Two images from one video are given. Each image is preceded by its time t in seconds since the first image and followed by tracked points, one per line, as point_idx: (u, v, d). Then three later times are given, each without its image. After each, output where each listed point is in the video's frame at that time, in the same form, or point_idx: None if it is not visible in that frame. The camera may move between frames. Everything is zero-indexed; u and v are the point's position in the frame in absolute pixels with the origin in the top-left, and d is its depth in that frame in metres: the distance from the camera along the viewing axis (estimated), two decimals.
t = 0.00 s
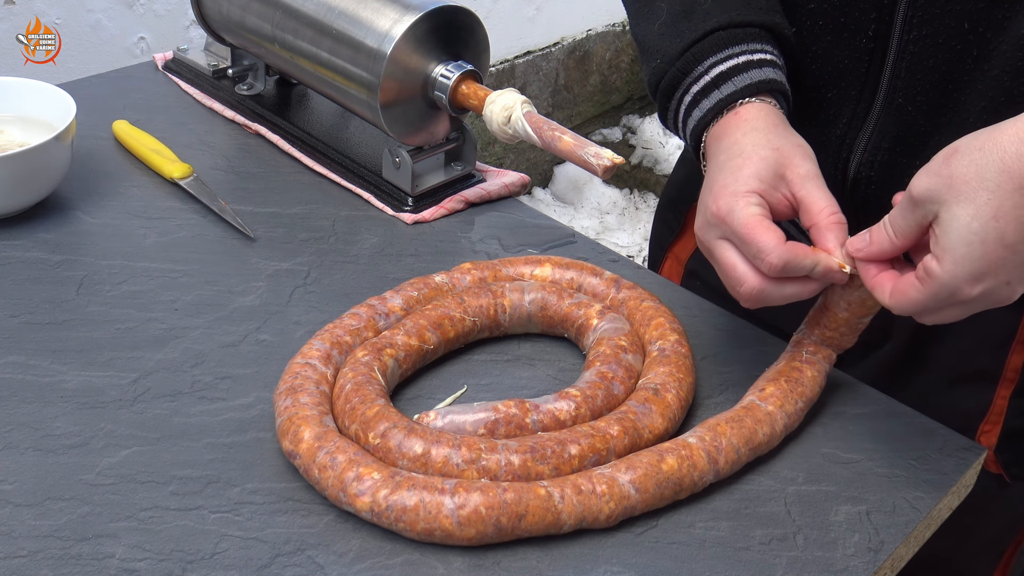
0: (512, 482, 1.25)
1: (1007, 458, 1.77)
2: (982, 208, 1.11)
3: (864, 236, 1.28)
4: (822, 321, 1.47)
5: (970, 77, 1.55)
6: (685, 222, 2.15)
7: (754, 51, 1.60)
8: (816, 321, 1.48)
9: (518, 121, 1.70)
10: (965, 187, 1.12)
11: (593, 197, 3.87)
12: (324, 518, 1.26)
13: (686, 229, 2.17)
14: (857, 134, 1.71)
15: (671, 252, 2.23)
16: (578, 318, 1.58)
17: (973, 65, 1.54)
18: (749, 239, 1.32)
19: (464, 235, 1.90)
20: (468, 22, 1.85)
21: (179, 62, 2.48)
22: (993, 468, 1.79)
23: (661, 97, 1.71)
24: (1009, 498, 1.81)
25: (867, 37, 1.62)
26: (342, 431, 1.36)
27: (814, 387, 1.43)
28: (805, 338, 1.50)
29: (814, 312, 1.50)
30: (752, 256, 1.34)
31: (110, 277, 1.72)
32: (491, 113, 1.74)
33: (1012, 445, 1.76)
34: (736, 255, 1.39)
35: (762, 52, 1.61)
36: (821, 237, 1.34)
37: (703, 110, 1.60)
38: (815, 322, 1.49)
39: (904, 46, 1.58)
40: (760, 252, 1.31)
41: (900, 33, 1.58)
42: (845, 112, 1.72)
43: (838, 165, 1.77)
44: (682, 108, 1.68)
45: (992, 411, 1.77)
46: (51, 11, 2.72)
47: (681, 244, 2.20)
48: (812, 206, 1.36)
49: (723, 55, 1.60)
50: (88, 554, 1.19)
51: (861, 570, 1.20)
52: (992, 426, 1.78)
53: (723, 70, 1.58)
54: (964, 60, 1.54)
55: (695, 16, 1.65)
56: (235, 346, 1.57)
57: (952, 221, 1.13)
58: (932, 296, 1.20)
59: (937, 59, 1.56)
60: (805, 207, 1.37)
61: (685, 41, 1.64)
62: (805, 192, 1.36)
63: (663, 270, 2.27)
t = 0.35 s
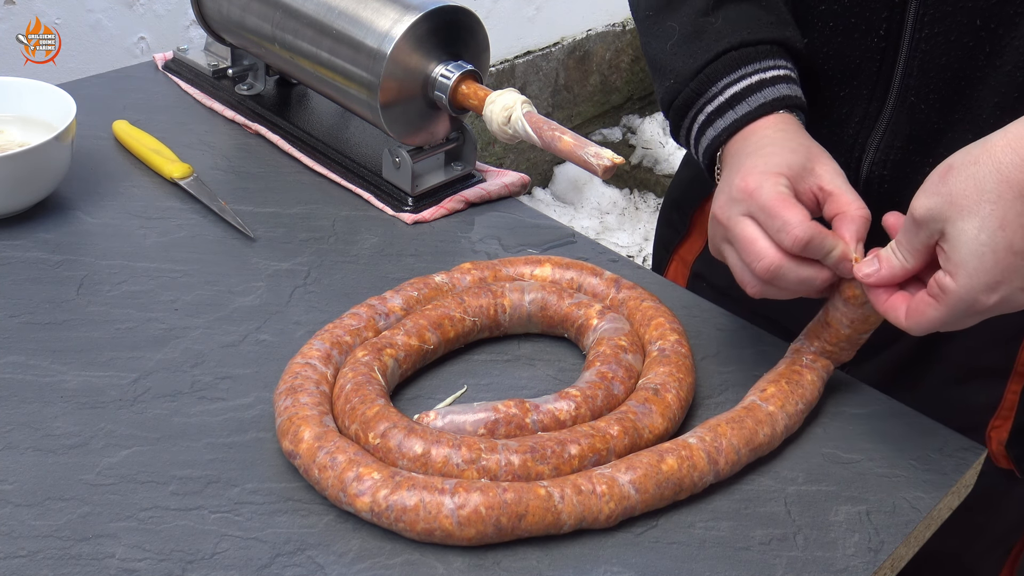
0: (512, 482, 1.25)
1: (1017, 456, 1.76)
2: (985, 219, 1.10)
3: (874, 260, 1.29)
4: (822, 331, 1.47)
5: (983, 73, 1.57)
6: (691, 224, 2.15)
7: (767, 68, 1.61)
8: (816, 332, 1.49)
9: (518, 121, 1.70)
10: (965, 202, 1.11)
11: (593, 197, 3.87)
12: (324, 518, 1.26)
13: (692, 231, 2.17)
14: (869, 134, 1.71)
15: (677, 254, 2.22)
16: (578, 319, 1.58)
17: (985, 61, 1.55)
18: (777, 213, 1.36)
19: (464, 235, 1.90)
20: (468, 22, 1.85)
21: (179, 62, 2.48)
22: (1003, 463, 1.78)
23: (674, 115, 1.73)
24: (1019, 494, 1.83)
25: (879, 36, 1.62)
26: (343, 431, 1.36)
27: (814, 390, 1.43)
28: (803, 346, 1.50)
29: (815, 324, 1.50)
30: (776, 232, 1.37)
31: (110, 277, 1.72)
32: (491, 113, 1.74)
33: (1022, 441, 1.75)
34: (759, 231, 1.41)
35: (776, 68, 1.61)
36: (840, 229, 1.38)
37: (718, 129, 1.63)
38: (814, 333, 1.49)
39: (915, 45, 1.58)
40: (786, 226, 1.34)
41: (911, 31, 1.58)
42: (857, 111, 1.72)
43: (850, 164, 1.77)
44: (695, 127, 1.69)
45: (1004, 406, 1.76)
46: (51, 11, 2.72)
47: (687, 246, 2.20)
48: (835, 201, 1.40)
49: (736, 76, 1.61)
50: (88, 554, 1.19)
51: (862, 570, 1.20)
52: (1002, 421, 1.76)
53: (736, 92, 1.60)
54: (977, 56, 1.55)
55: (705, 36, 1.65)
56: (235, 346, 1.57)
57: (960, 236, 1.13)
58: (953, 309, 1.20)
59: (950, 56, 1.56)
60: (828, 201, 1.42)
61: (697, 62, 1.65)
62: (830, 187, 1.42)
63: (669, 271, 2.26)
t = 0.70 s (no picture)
0: (512, 482, 1.25)
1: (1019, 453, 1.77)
2: (992, 212, 1.10)
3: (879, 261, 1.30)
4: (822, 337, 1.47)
5: (987, 70, 1.56)
6: (693, 223, 2.15)
7: (779, 88, 1.62)
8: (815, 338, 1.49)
9: (518, 121, 1.70)
10: (970, 197, 1.12)
11: (593, 197, 3.87)
12: (324, 518, 1.26)
13: (694, 230, 2.17)
14: (875, 132, 1.72)
15: (679, 253, 2.22)
16: (578, 318, 1.58)
17: (989, 58, 1.55)
18: (807, 193, 1.39)
19: (464, 235, 1.90)
20: (468, 22, 1.85)
21: (179, 62, 2.48)
22: (1009, 458, 1.83)
23: (686, 133, 1.74)
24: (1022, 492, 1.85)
25: (883, 35, 1.62)
26: (343, 431, 1.36)
27: (810, 390, 1.43)
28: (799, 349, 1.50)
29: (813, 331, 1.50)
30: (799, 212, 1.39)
31: (110, 277, 1.72)
32: (491, 113, 1.74)
33: None
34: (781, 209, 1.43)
35: (789, 87, 1.62)
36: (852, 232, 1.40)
37: (731, 149, 1.64)
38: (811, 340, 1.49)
39: (920, 43, 1.59)
40: (813, 205, 1.37)
41: (915, 30, 1.58)
42: (862, 110, 1.73)
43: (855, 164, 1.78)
44: (708, 146, 1.71)
45: (1009, 400, 1.80)
46: (51, 11, 2.72)
47: (690, 245, 2.20)
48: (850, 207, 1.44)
49: (748, 98, 1.62)
50: (88, 554, 1.19)
51: (861, 570, 1.20)
52: (1007, 416, 1.81)
53: (750, 113, 1.61)
54: (981, 54, 1.55)
55: (715, 58, 1.68)
56: (234, 346, 1.57)
57: (968, 231, 1.13)
58: (965, 303, 1.19)
59: (954, 54, 1.56)
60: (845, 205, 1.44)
61: (709, 84, 1.67)
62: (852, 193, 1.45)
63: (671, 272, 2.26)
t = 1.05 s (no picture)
0: (512, 482, 1.25)
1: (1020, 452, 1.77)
2: (1007, 217, 1.14)
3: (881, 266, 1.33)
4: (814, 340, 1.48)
5: (992, 71, 1.57)
6: (696, 223, 2.15)
7: (777, 89, 1.62)
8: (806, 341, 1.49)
9: (518, 121, 1.70)
10: (983, 204, 1.15)
11: (593, 198, 3.87)
12: (324, 518, 1.26)
13: (697, 229, 2.17)
14: (879, 132, 1.71)
15: (682, 252, 2.23)
16: (578, 318, 1.58)
17: (994, 59, 1.55)
18: (800, 202, 1.40)
19: (464, 235, 1.90)
20: (469, 22, 1.85)
21: (179, 62, 2.48)
22: (1011, 457, 1.82)
23: (687, 136, 1.74)
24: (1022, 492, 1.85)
25: (888, 35, 1.62)
26: (343, 431, 1.36)
27: (808, 388, 1.43)
28: (792, 349, 1.51)
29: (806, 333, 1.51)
30: (791, 216, 1.41)
31: (109, 277, 1.72)
32: (491, 113, 1.74)
33: None
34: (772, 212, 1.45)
35: (787, 88, 1.62)
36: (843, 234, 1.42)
37: (730, 150, 1.65)
38: (803, 342, 1.50)
39: (925, 43, 1.59)
40: (806, 215, 1.39)
41: (919, 31, 1.59)
42: (866, 110, 1.72)
43: (859, 164, 1.77)
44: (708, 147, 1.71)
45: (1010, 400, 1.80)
46: (51, 11, 2.72)
47: (693, 244, 2.20)
48: (844, 208, 1.45)
49: (745, 100, 1.63)
50: (87, 554, 1.19)
51: (862, 570, 1.20)
52: (1010, 416, 1.80)
53: (746, 116, 1.62)
54: (985, 54, 1.55)
55: (714, 60, 1.68)
56: (234, 346, 1.57)
57: (982, 236, 1.16)
58: (977, 303, 1.23)
59: (959, 55, 1.56)
60: (838, 207, 1.46)
61: (708, 87, 1.67)
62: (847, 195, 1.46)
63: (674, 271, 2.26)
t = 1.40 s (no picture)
0: (512, 482, 1.25)
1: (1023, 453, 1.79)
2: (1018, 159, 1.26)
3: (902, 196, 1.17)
4: (811, 345, 1.49)
5: (994, 73, 1.57)
6: (697, 223, 2.16)
7: (786, 91, 1.61)
8: (805, 343, 1.50)
9: (518, 121, 1.70)
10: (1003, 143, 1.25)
11: (593, 197, 3.87)
12: (324, 518, 1.26)
13: (699, 229, 2.17)
14: (881, 132, 1.71)
15: (685, 251, 2.23)
16: (578, 318, 1.58)
17: (997, 61, 1.56)
18: (788, 221, 1.41)
19: (464, 235, 1.90)
20: (469, 22, 1.85)
21: (179, 62, 2.48)
22: (1011, 459, 1.84)
23: (699, 138, 1.75)
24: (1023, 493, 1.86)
25: (891, 35, 1.62)
26: (343, 431, 1.36)
27: (806, 387, 1.44)
28: (789, 348, 1.51)
29: (805, 334, 1.51)
30: (780, 231, 1.43)
31: (109, 277, 1.72)
32: (491, 113, 1.74)
33: None
34: (764, 223, 1.46)
35: (797, 89, 1.61)
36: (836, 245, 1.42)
37: (741, 152, 1.65)
38: (801, 343, 1.50)
39: (927, 44, 1.59)
40: (792, 236, 1.40)
41: (923, 32, 1.59)
42: (868, 110, 1.72)
43: (861, 163, 1.77)
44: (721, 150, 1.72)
45: (1013, 401, 1.81)
46: (51, 11, 2.72)
47: (695, 244, 2.20)
48: (841, 217, 1.44)
49: (755, 103, 1.63)
50: (88, 554, 1.19)
51: (861, 570, 1.20)
52: (1011, 417, 1.82)
53: (757, 118, 1.62)
54: (988, 56, 1.56)
55: (723, 63, 1.68)
56: (234, 346, 1.57)
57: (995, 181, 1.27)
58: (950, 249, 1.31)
59: (962, 56, 1.57)
60: (833, 216, 1.45)
61: (718, 91, 1.68)
62: (843, 205, 1.45)
63: (676, 271, 2.27)
